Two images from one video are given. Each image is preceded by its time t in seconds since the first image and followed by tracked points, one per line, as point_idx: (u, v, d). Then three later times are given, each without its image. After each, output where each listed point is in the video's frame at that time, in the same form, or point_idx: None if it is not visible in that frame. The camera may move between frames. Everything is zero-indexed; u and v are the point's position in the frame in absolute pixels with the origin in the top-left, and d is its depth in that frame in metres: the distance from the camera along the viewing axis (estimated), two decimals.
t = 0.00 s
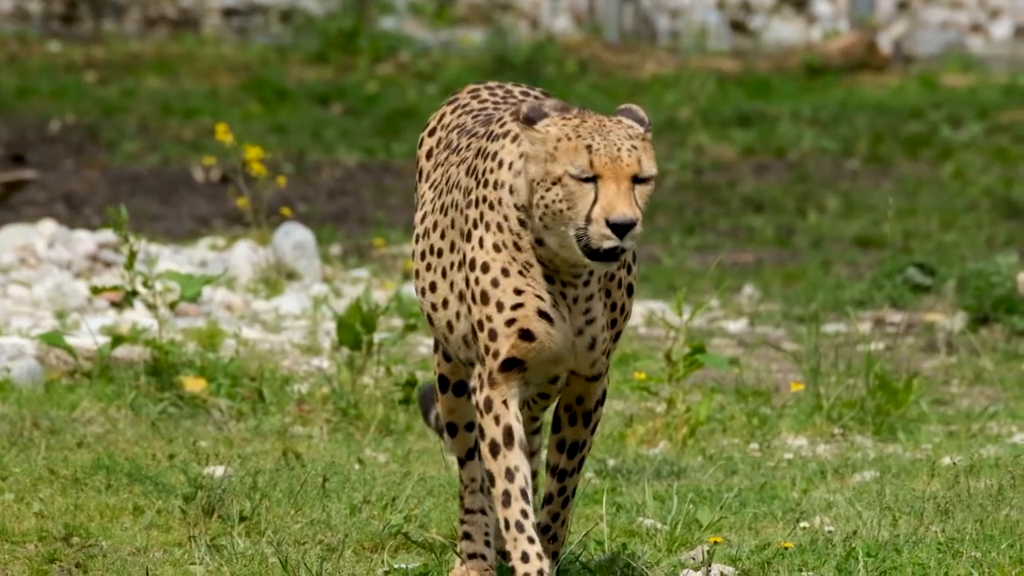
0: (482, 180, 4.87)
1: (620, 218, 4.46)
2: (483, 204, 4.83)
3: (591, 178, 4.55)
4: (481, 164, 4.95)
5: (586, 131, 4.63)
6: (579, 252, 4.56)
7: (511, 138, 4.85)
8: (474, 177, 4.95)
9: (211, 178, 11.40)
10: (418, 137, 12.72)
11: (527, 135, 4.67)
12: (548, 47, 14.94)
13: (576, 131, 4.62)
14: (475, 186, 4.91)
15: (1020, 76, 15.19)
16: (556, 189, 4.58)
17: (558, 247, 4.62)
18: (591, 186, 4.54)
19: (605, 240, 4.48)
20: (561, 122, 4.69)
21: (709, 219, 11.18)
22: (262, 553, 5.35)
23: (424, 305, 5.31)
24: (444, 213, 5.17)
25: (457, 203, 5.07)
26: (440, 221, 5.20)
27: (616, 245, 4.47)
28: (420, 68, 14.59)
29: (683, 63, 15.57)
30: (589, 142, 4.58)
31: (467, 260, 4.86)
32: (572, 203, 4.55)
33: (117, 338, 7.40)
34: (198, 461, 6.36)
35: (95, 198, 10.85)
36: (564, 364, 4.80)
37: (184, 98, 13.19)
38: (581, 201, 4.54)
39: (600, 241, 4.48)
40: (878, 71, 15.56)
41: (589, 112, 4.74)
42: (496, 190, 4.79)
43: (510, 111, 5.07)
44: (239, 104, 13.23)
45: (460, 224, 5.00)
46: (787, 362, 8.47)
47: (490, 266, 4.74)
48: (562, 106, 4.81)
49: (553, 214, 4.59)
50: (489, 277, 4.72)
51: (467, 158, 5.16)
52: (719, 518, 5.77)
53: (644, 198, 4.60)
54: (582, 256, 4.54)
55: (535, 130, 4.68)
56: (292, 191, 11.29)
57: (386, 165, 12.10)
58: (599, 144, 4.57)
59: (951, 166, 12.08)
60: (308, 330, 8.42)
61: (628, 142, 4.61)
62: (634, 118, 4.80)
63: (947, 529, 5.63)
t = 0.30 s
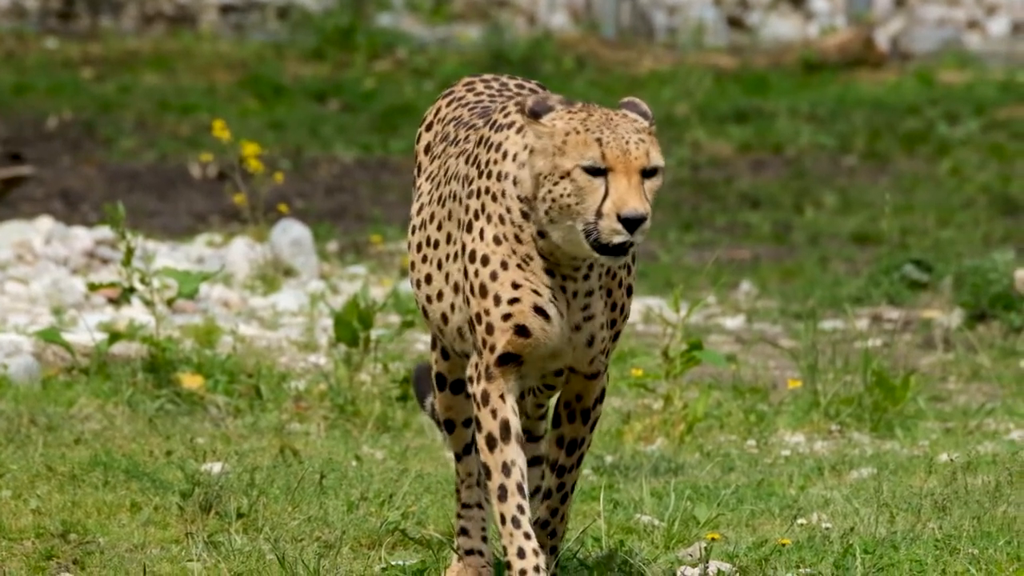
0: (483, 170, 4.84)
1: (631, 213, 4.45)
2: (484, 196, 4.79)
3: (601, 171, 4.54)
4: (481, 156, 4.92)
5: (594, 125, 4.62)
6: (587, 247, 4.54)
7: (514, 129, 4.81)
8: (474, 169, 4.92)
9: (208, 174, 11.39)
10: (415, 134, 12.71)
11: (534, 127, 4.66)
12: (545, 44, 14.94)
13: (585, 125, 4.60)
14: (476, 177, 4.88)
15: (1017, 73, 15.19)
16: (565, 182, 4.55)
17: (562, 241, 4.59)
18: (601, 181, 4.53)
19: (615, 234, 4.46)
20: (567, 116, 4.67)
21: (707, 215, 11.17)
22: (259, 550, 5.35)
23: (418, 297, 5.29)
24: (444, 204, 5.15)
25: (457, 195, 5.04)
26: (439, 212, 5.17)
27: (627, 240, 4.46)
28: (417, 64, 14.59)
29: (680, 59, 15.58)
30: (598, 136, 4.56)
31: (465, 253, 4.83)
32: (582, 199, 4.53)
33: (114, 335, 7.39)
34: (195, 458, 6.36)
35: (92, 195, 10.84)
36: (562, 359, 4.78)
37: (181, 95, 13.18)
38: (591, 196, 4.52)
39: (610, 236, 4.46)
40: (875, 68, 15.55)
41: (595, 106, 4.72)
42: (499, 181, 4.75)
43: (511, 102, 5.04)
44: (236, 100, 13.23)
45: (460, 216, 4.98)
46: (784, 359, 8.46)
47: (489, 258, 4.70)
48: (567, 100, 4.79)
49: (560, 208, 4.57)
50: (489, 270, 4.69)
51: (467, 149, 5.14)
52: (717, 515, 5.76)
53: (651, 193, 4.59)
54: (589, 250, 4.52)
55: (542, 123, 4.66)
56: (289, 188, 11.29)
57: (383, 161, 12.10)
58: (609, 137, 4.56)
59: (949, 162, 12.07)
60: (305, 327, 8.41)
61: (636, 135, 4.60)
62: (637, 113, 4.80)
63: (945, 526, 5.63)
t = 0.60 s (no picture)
0: (485, 163, 4.79)
1: (642, 203, 4.42)
2: (484, 188, 4.75)
3: (612, 160, 4.50)
4: (481, 148, 4.88)
5: (601, 114, 4.58)
6: (595, 236, 4.50)
7: (516, 121, 4.77)
8: (475, 161, 4.87)
9: (205, 171, 11.39)
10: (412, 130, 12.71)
11: (539, 118, 4.61)
12: (542, 40, 14.94)
13: (592, 114, 4.56)
14: (476, 169, 4.83)
15: (1014, 70, 15.20)
16: (574, 172, 4.51)
17: (568, 232, 4.55)
18: (611, 170, 4.49)
19: (626, 223, 4.43)
20: (572, 106, 4.62)
21: (704, 212, 11.17)
22: (257, 546, 5.35)
23: (415, 292, 5.27)
24: (443, 198, 5.11)
25: (458, 189, 5.01)
26: (438, 206, 5.15)
27: (637, 229, 4.43)
28: (414, 61, 14.59)
29: (677, 56, 15.58)
30: (607, 125, 4.52)
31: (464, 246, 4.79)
32: (591, 188, 4.49)
33: (111, 331, 7.39)
34: (192, 454, 6.36)
35: (90, 191, 10.84)
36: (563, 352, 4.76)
37: (178, 91, 13.18)
38: (600, 185, 4.48)
39: (620, 225, 4.44)
40: (873, 64, 15.55)
41: (599, 96, 4.68)
42: (501, 173, 4.70)
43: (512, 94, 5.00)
44: (234, 97, 13.22)
45: (460, 210, 4.94)
46: (782, 355, 8.47)
47: (490, 252, 4.66)
48: (569, 91, 4.75)
49: (567, 197, 4.52)
50: (489, 263, 4.65)
51: (466, 142, 5.10)
52: (714, 511, 5.77)
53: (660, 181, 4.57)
54: (598, 238, 4.49)
55: (547, 113, 4.62)
56: (287, 184, 11.29)
57: (380, 158, 12.10)
58: (617, 126, 4.52)
59: (946, 159, 12.07)
60: (303, 323, 8.41)
61: (643, 124, 4.57)
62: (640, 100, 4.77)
63: (942, 522, 5.63)
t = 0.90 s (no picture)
0: (488, 156, 4.77)
1: (648, 192, 4.40)
2: (487, 181, 4.73)
3: (619, 149, 4.48)
4: (484, 141, 4.86)
5: (607, 104, 4.56)
6: (602, 227, 4.48)
7: (521, 114, 4.75)
8: (477, 154, 4.85)
9: (203, 167, 11.39)
10: (409, 127, 12.71)
11: (544, 109, 4.59)
12: (540, 37, 14.94)
13: (598, 105, 4.54)
14: (479, 162, 4.81)
15: (1011, 66, 15.19)
16: (581, 163, 4.50)
17: (573, 223, 4.52)
18: (618, 161, 4.47)
19: (633, 214, 4.41)
20: (576, 97, 4.61)
21: (701, 208, 11.17)
22: (254, 544, 5.36)
23: (414, 287, 5.26)
24: (444, 192, 5.10)
25: (459, 182, 5.00)
26: (437, 200, 5.14)
27: (645, 219, 4.41)
28: (412, 57, 14.59)
29: (675, 53, 15.57)
30: (614, 115, 4.50)
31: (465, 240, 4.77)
32: (599, 178, 4.47)
33: (108, 327, 7.38)
34: (189, 450, 6.36)
35: (87, 187, 10.84)
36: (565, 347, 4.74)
37: (175, 88, 13.17)
38: (607, 175, 4.47)
39: (628, 216, 4.42)
40: (870, 61, 15.55)
41: (604, 87, 4.65)
42: (506, 166, 4.68)
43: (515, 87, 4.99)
44: (231, 93, 13.22)
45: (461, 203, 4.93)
46: (778, 351, 8.47)
47: (491, 245, 4.63)
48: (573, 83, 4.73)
49: (574, 188, 4.51)
50: (490, 257, 4.62)
51: (467, 136, 5.08)
52: (711, 507, 5.77)
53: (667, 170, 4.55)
54: (605, 228, 4.47)
55: (552, 104, 4.60)
56: (284, 181, 11.29)
57: (377, 154, 12.10)
58: (625, 115, 4.50)
59: (944, 155, 12.06)
60: (300, 319, 8.41)
61: (649, 113, 4.55)
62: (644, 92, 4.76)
63: (939, 519, 5.63)
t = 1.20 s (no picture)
0: (492, 151, 4.76)
1: (657, 183, 4.39)
2: (489, 176, 4.72)
3: (627, 141, 4.46)
4: (487, 136, 4.85)
5: (615, 96, 4.55)
6: (610, 218, 4.46)
7: (526, 109, 4.73)
8: (480, 150, 4.84)
9: (200, 164, 11.39)
10: (406, 124, 12.71)
11: (552, 101, 4.57)
12: (537, 35, 14.94)
13: (606, 97, 4.53)
14: (483, 157, 4.80)
15: (1008, 63, 15.19)
16: (589, 155, 4.48)
17: (581, 215, 4.51)
18: (626, 152, 4.46)
19: (642, 206, 4.39)
20: (584, 89, 4.60)
21: (699, 205, 11.17)
22: (251, 541, 5.36)
23: (414, 283, 5.27)
24: (445, 188, 5.09)
25: (461, 178, 4.99)
26: (437, 195, 5.14)
27: (653, 211, 4.39)
28: (408, 54, 14.59)
29: (672, 49, 15.57)
30: (623, 107, 4.49)
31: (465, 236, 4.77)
32: (607, 170, 4.46)
33: (105, 324, 7.36)
34: (186, 447, 6.36)
35: (84, 184, 10.83)
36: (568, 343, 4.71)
37: (172, 84, 13.17)
38: (616, 167, 4.45)
39: (636, 208, 4.39)
40: (867, 57, 15.54)
41: (611, 79, 4.65)
42: (511, 160, 4.67)
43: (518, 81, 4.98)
44: (228, 89, 13.21)
45: (462, 199, 4.92)
46: (776, 348, 8.47)
47: (492, 240, 4.62)
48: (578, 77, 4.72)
49: (582, 179, 4.49)
50: (491, 253, 4.62)
51: (468, 131, 5.07)
52: (709, 504, 5.78)
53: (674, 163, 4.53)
54: (612, 220, 4.46)
55: (559, 96, 4.58)
56: (281, 177, 11.28)
57: (374, 151, 12.10)
58: (633, 107, 4.49)
59: (941, 151, 12.06)
60: (297, 316, 8.40)
61: (657, 106, 4.54)
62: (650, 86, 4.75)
63: (937, 515, 5.63)
